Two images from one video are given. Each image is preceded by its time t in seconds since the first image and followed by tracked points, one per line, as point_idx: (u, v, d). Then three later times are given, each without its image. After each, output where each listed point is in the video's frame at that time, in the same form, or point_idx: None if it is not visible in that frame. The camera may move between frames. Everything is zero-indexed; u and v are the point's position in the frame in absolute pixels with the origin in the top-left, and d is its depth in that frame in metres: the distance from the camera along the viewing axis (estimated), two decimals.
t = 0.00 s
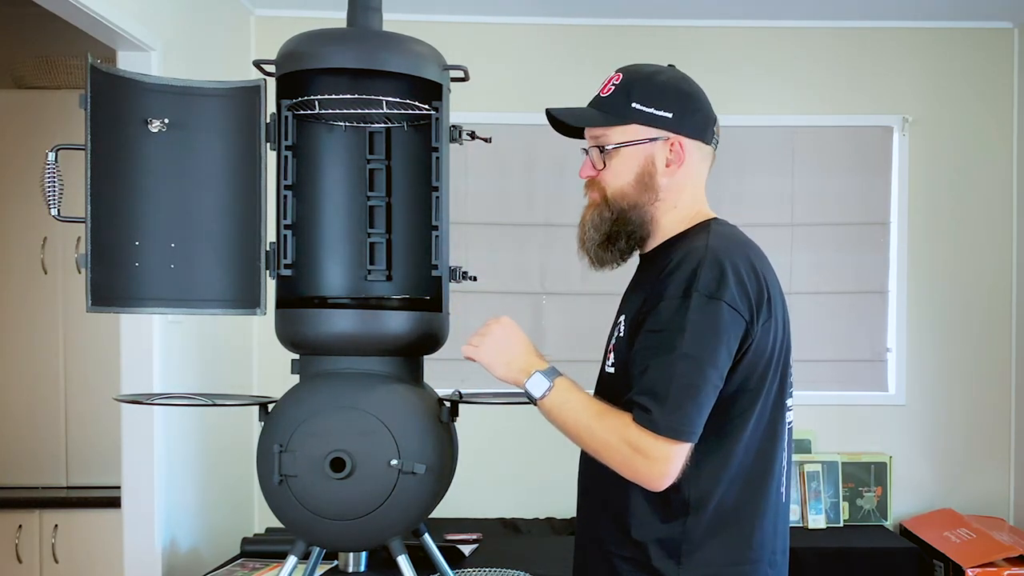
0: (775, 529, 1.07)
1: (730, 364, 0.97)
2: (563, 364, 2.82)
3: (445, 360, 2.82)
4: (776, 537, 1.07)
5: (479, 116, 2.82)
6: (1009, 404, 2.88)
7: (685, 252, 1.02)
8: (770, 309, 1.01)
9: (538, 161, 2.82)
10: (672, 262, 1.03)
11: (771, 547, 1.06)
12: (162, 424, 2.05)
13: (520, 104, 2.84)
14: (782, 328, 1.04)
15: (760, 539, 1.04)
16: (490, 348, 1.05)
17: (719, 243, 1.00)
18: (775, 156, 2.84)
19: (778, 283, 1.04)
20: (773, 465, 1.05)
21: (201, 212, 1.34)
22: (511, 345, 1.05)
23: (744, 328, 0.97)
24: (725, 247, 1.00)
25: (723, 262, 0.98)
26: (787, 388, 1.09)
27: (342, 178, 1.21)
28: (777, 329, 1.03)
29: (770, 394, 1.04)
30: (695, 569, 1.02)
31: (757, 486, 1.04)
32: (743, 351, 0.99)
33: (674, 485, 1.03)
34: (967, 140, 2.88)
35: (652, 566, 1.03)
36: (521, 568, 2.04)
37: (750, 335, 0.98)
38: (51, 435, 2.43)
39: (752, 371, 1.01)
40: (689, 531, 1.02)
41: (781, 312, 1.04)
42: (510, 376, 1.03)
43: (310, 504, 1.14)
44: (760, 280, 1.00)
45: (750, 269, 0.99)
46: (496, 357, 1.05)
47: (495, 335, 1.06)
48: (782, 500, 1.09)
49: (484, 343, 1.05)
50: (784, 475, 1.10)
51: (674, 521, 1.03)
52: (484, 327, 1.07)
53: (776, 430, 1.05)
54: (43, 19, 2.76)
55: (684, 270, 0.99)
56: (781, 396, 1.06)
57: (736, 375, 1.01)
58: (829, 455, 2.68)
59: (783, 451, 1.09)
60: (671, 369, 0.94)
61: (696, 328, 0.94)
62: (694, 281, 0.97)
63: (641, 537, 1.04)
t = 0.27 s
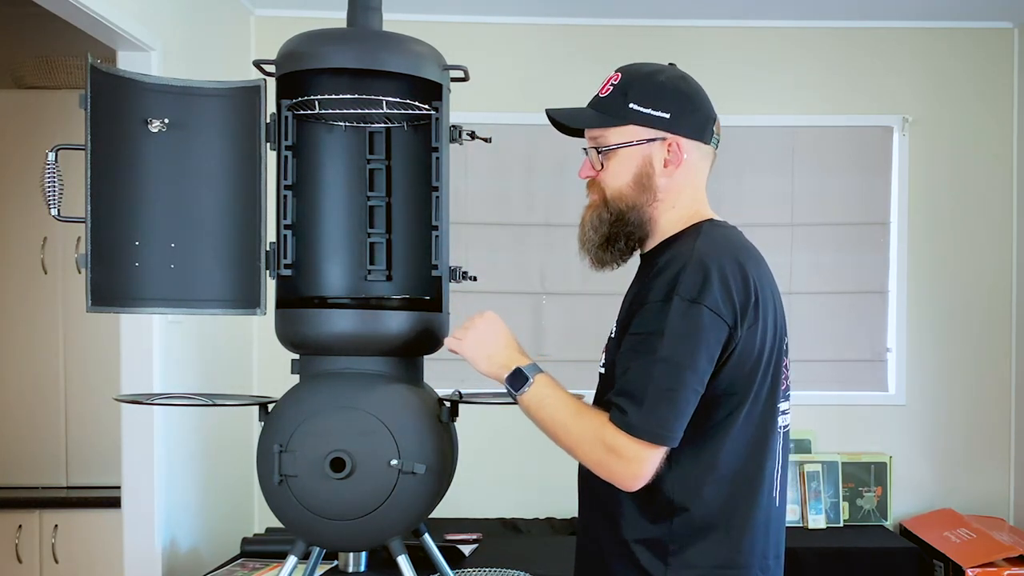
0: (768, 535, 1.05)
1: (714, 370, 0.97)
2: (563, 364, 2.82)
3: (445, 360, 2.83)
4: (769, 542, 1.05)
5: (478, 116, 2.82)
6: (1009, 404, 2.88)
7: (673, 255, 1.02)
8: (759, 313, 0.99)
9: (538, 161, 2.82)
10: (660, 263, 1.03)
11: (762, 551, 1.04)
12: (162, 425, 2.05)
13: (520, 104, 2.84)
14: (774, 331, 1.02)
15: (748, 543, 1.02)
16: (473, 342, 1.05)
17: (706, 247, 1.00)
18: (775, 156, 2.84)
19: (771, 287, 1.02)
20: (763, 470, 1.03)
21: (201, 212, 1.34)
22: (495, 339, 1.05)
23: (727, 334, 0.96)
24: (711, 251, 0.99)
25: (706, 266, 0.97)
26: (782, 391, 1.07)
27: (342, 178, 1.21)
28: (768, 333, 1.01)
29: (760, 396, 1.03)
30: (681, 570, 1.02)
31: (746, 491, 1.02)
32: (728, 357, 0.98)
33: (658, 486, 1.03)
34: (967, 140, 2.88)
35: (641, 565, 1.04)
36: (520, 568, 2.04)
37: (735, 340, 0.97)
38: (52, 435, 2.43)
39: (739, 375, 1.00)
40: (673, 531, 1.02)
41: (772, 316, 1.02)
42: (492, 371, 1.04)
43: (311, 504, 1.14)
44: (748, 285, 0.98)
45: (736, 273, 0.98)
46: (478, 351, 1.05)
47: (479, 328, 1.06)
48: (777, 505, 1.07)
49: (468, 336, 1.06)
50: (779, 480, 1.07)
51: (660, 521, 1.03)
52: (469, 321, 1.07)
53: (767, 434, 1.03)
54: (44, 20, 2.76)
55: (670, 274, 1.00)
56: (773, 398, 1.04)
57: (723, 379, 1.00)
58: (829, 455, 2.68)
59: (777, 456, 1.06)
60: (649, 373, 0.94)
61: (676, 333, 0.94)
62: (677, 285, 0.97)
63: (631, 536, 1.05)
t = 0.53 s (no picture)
0: (761, 536, 1.04)
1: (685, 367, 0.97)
2: (563, 364, 2.83)
3: (445, 360, 2.83)
4: (763, 544, 1.04)
5: (478, 116, 2.82)
6: (1009, 404, 2.88)
7: (662, 252, 1.03)
8: (743, 314, 0.99)
9: (538, 161, 2.83)
10: (647, 259, 1.05)
11: (755, 553, 1.03)
12: (162, 425, 2.05)
13: (520, 104, 2.84)
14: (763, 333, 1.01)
15: (739, 544, 1.02)
16: (421, 293, 1.05)
17: (691, 246, 1.00)
18: (775, 156, 2.84)
19: (762, 290, 1.02)
20: (753, 472, 1.02)
21: (201, 212, 1.34)
22: (445, 294, 1.05)
23: (703, 333, 0.96)
24: (697, 250, 1.00)
25: (688, 264, 0.99)
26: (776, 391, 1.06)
27: (342, 178, 1.21)
28: (755, 335, 1.00)
29: (751, 397, 1.01)
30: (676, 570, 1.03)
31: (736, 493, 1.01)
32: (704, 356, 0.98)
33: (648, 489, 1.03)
34: (967, 140, 2.88)
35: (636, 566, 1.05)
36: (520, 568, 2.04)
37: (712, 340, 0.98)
38: (51, 435, 2.43)
39: (723, 375, 1.00)
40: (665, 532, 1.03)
41: (762, 318, 1.01)
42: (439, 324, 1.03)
43: (311, 504, 1.14)
44: (733, 287, 0.98)
45: (721, 272, 0.98)
46: (428, 301, 1.04)
47: (431, 280, 1.06)
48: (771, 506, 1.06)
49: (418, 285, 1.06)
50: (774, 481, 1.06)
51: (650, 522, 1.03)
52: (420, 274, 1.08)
53: (758, 436, 1.02)
54: (44, 19, 2.76)
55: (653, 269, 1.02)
56: (766, 399, 1.02)
57: (707, 379, 1.00)
58: (829, 455, 2.68)
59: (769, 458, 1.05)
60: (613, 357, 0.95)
61: (647, 325, 0.95)
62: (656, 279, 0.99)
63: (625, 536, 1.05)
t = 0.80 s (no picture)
0: (757, 536, 1.04)
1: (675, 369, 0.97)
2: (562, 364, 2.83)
3: (445, 360, 2.83)
4: (759, 545, 1.04)
5: (479, 116, 2.82)
6: (1009, 404, 2.88)
7: (654, 253, 1.03)
8: (733, 316, 0.99)
9: (538, 161, 2.83)
10: (640, 260, 1.05)
11: (751, 554, 1.03)
12: (162, 424, 2.05)
13: (520, 104, 2.84)
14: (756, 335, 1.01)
15: (734, 544, 1.02)
16: (416, 291, 1.05)
17: (682, 248, 1.01)
18: (775, 156, 2.84)
19: (755, 292, 1.01)
20: (746, 473, 1.02)
21: (201, 212, 1.34)
22: (438, 292, 1.05)
23: (691, 334, 0.96)
24: (686, 252, 1.00)
25: (677, 266, 0.99)
26: (771, 391, 1.06)
27: (342, 178, 1.21)
28: (747, 337, 1.00)
29: (743, 398, 1.01)
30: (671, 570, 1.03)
31: (730, 493, 1.02)
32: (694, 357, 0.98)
33: (642, 490, 1.03)
34: (966, 140, 2.88)
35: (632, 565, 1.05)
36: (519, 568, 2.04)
37: (702, 341, 0.97)
38: (51, 435, 2.43)
39: (714, 377, 0.99)
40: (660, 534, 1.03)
41: (754, 320, 1.01)
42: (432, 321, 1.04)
43: (311, 504, 1.14)
44: (722, 289, 0.98)
45: (712, 273, 0.98)
46: (422, 299, 1.05)
47: (426, 279, 1.06)
48: (767, 507, 1.05)
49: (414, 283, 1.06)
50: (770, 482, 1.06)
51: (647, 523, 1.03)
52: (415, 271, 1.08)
53: (752, 437, 1.02)
54: (44, 19, 2.76)
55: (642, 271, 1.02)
56: (759, 400, 1.02)
57: (698, 380, 1.00)
58: (829, 455, 2.68)
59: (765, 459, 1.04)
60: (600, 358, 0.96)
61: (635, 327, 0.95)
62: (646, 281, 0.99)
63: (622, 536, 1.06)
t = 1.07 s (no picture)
0: (755, 536, 1.04)
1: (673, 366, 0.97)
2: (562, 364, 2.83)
3: (444, 360, 2.83)
4: (758, 544, 1.04)
5: (479, 116, 2.82)
6: (1009, 403, 2.88)
7: (650, 252, 1.03)
8: (731, 315, 0.99)
9: (538, 162, 2.83)
10: (638, 258, 1.05)
11: (749, 554, 1.03)
12: (162, 424, 2.05)
13: (520, 104, 2.84)
14: (753, 335, 1.01)
15: (732, 544, 1.02)
16: (411, 290, 1.06)
17: (679, 247, 1.01)
18: (775, 155, 2.84)
19: (753, 291, 1.01)
20: (744, 474, 1.02)
21: (201, 212, 1.34)
22: (434, 290, 1.06)
23: (689, 332, 0.96)
24: (684, 251, 1.00)
25: (674, 265, 0.99)
26: (770, 391, 1.05)
27: (342, 178, 1.21)
28: (745, 336, 1.00)
29: (741, 399, 1.01)
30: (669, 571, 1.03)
31: (728, 493, 1.01)
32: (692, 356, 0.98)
33: (640, 490, 1.03)
34: (966, 140, 2.88)
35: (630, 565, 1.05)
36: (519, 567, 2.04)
37: (700, 340, 0.97)
38: (51, 435, 2.43)
39: (711, 376, 0.99)
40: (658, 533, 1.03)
41: (752, 320, 1.01)
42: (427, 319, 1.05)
43: (311, 504, 1.14)
44: (720, 288, 0.98)
45: (709, 273, 0.98)
46: (417, 298, 1.06)
47: (420, 278, 1.07)
48: (766, 507, 1.05)
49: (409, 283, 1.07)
50: (769, 482, 1.06)
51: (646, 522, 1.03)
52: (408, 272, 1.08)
53: (750, 438, 1.02)
54: (44, 19, 2.77)
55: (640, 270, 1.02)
56: (757, 401, 1.02)
57: (696, 380, 1.00)
58: (829, 455, 2.68)
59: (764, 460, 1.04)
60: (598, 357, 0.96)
61: (632, 325, 0.95)
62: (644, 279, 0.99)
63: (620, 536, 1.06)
